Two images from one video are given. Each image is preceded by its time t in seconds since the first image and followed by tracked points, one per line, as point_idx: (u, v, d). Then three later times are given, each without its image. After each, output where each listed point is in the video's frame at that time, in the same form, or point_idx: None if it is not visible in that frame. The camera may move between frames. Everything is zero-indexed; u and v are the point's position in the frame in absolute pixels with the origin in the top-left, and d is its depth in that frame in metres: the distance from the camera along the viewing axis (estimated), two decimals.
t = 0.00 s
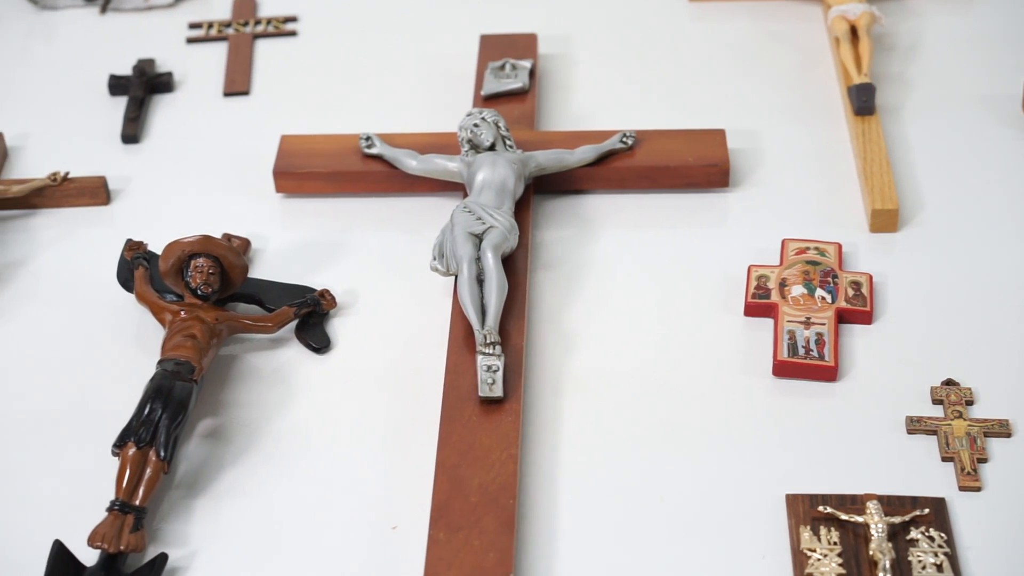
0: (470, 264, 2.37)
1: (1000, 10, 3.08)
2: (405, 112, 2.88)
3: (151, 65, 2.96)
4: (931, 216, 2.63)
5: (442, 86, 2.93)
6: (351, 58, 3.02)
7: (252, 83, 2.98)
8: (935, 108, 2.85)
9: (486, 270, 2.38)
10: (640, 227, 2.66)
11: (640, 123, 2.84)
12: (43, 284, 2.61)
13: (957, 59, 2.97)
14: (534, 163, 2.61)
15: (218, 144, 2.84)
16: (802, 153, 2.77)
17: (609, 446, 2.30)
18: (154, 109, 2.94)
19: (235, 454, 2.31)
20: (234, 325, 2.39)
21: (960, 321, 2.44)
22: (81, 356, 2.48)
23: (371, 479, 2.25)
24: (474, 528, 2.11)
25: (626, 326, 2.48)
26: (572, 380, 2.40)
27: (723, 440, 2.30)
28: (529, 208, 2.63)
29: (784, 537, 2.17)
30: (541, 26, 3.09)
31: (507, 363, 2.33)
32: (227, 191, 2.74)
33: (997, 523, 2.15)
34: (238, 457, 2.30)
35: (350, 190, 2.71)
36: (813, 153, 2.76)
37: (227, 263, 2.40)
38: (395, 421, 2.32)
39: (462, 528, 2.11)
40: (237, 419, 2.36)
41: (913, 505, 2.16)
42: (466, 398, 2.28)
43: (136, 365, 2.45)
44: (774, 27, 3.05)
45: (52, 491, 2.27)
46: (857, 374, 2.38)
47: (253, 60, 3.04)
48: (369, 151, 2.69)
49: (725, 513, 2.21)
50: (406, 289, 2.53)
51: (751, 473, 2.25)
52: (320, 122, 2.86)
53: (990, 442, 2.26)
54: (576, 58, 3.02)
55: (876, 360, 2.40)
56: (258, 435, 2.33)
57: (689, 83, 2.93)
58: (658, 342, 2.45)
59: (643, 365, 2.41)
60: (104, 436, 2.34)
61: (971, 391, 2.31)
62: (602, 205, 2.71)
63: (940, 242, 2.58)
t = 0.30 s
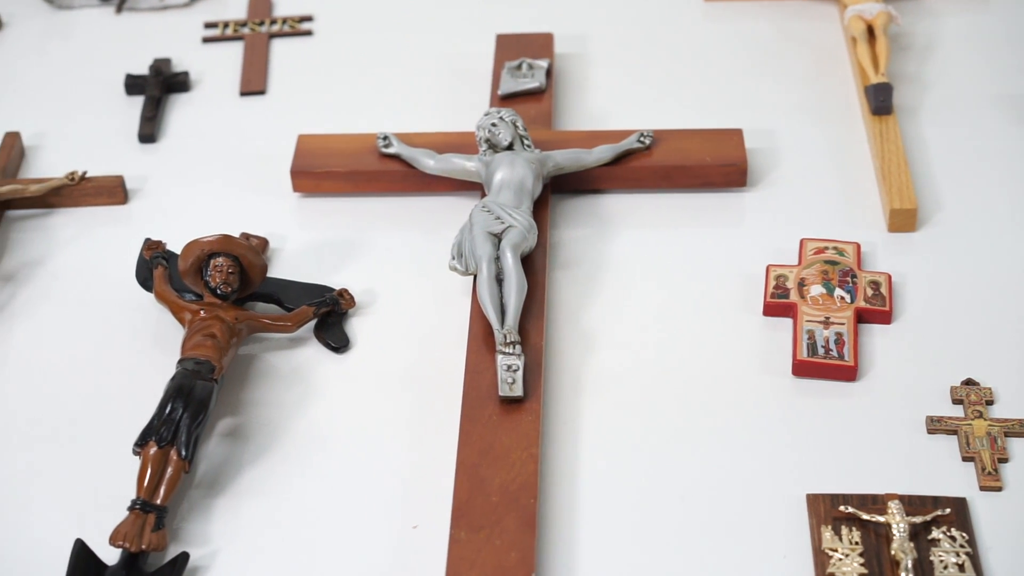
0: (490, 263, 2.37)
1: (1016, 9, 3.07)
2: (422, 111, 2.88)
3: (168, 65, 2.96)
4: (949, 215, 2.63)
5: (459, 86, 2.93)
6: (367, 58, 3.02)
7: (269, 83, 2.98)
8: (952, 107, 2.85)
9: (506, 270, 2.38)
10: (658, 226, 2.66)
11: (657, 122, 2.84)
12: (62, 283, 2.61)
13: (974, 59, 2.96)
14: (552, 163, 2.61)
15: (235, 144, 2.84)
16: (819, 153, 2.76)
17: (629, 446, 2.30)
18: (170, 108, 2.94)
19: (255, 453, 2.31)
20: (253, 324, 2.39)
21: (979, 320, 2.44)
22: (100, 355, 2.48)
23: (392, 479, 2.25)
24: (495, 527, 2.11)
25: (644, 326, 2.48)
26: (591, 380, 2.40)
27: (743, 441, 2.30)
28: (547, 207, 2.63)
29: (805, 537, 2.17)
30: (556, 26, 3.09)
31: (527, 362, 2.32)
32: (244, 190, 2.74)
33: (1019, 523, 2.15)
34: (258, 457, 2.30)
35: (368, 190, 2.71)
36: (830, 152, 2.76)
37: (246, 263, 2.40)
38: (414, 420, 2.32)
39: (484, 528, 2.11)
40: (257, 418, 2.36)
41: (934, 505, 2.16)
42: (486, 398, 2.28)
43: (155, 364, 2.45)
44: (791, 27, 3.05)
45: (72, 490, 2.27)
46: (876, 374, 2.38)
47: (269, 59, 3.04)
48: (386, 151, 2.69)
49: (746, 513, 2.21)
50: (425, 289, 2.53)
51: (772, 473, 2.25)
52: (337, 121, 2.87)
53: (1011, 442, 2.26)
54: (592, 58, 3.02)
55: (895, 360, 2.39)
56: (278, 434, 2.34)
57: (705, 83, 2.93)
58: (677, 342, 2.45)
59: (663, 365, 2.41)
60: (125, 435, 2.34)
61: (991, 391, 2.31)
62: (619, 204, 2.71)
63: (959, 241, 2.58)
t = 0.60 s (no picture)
0: (507, 263, 2.37)
1: None
2: (437, 111, 2.88)
3: (182, 64, 2.97)
4: (966, 215, 2.62)
5: (473, 85, 2.93)
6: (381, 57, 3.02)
7: (283, 82, 2.98)
8: (968, 107, 2.85)
9: (523, 269, 2.38)
10: (674, 226, 2.65)
11: (671, 122, 2.84)
12: (78, 282, 2.62)
13: (988, 58, 2.96)
14: (568, 162, 2.61)
15: (250, 143, 2.85)
16: (834, 153, 2.76)
17: (647, 446, 2.30)
18: (184, 108, 2.94)
19: (273, 452, 2.31)
20: (271, 323, 2.40)
21: (996, 320, 2.44)
22: (117, 354, 2.48)
23: (409, 479, 2.25)
24: (514, 527, 2.11)
25: (661, 325, 2.48)
26: (608, 379, 2.40)
27: (761, 440, 2.30)
28: (563, 207, 2.63)
29: (824, 537, 2.17)
30: (570, 26, 3.09)
31: (545, 362, 2.32)
32: (259, 190, 2.74)
33: None
34: (276, 456, 2.30)
35: (383, 189, 2.71)
36: (846, 152, 2.76)
37: (264, 262, 2.40)
38: (432, 419, 2.32)
39: (503, 528, 2.11)
40: (274, 417, 2.36)
41: (953, 505, 2.16)
42: (503, 397, 2.28)
43: (172, 363, 2.45)
44: (805, 26, 3.05)
45: (91, 489, 2.27)
46: (894, 374, 2.37)
47: (283, 59, 3.04)
48: (401, 150, 2.69)
49: (764, 512, 2.21)
50: (442, 288, 2.53)
51: (790, 472, 2.25)
52: (352, 121, 2.87)
53: None
54: (607, 57, 3.02)
55: (913, 359, 2.39)
56: (295, 433, 2.34)
57: (720, 82, 2.93)
58: (695, 342, 2.45)
59: (680, 365, 2.41)
60: (143, 434, 2.35)
61: (1009, 391, 2.31)
62: (635, 204, 2.71)
63: (975, 241, 2.57)
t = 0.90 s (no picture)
0: (524, 262, 2.37)
1: None
2: (451, 111, 2.89)
3: (197, 64, 2.97)
4: (982, 214, 2.62)
5: (488, 85, 2.93)
6: (396, 57, 3.02)
7: (297, 82, 2.98)
8: (983, 107, 2.85)
9: (541, 269, 2.38)
10: (690, 226, 2.65)
11: (687, 122, 2.84)
12: (94, 281, 2.62)
13: (1003, 59, 2.96)
14: (584, 162, 2.60)
15: (265, 143, 2.84)
16: (850, 152, 2.76)
17: (665, 446, 2.30)
18: (199, 107, 2.94)
19: (291, 452, 2.31)
20: (288, 323, 2.39)
21: (1014, 320, 2.43)
22: (134, 353, 2.48)
23: (429, 478, 2.25)
24: (534, 527, 2.11)
25: (678, 325, 2.47)
26: (626, 379, 2.40)
27: (779, 440, 2.30)
28: (580, 207, 2.63)
29: (844, 537, 2.17)
30: (585, 26, 3.09)
31: (563, 361, 2.32)
32: (275, 189, 2.74)
33: None
34: (295, 455, 2.30)
35: (399, 189, 2.71)
36: (861, 152, 2.76)
37: (281, 261, 2.39)
38: (450, 419, 2.32)
39: (522, 528, 2.11)
40: (292, 417, 2.36)
41: (972, 505, 2.15)
42: (522, 397, 2.28)
43: (189, 362, 2.45)
44: (820, 27, 3.05)
45: (109, 488, 2.28)
46: (912, 374, 2.37)
47: (297, 58, 3.04)
48: (417, 150, 2.69)
49: (783, 512, 2.20)
50: (458, 288, 2.53)
51: (809, 472, 2.25)
52: (367, 121, 2.87)
53: None
54: (621, 57, 3.01)
55: (930, 360, 2.39)
56: (313, 432, 2.33)
57: (735, 82, 2.93)
58: (712, 342, 2.45)
59: (697, 364, 2.41)
60: (160, 434, 2.34)
61: None
62: (651, 203, 2.71)
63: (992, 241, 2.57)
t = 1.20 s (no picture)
0: (547, 262, 2.38)
1: None
2: (471, 111, 2.89)
3: (216, 63, 2.97)
4: (1004, 214, 2.61)
5: (507, 85, 2.93)
6: (414, 57, 3.02)
7: (316, 81, 2.98)
8: (1003, 107, 2.84)
9: (563, 269, 2.38)
10: (711, 225, 2.65)
11: (707, 122, 2.84)
12: (115, 281, 2.62)
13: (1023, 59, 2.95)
14: (605, 161, 2.60)
15: (285, 142, 2.85)
16: (870, 152, 2.76)
17: (688, 445, 2.30)
18: (219, 107, 2.94)
19: (314, 451, 2.31)
20: (311, 322, 2.40)
21: None
22: (155, 352, 2.48)
23: (452, 478, 2.25)
24: (559, 526, 2.11)
25: (700, 325, 2.47)
26: (648, 379, 2.40)
27: (803, 441, 2.29)
28: (601, 206, 2.63)
29: (869, 537, 2.17)
30: (603, 25, 3.09)
31: (586, 361, 2.32)
32: (295, 189, 2.75)
33: None
34: (318, 454, 2.31)
35: (419, 188, 2.71)
36: (882, 152, 2.76)
37: (303, 260, 2.39)
38: (473, 418, 2.32)
39: (547, 527, 2.11)
40: (315, 416, 2.36)
41: (998, 505, 2.15)
42: (545, 396, 2.28)
43: (211, 361, 2.45)
44: (839, 26, 3.05)
45: (133, 488, 2.28)
46: (934, 374, 2.37)
47: (316, 58, 3.04)
48: (438, 150, 2.69)
49: (808, 513, 2.20)
50: (479, 288, 2.53)
51: (833, 472, 2.25)
52: (386, 120, 2.87)
53: None
54: (640, 56, 3.01)
55: (953, 360, 2.39)
56: (336, 432, 2.33)
57: (754, 82, 2.93)
58: (734, 342, 2.44)
59: (720, 364, 2.41)
60: (183, 433, 2.35)
61: None
62: (671, 203, 2.71)
63: (1014, 241, 2.56)
